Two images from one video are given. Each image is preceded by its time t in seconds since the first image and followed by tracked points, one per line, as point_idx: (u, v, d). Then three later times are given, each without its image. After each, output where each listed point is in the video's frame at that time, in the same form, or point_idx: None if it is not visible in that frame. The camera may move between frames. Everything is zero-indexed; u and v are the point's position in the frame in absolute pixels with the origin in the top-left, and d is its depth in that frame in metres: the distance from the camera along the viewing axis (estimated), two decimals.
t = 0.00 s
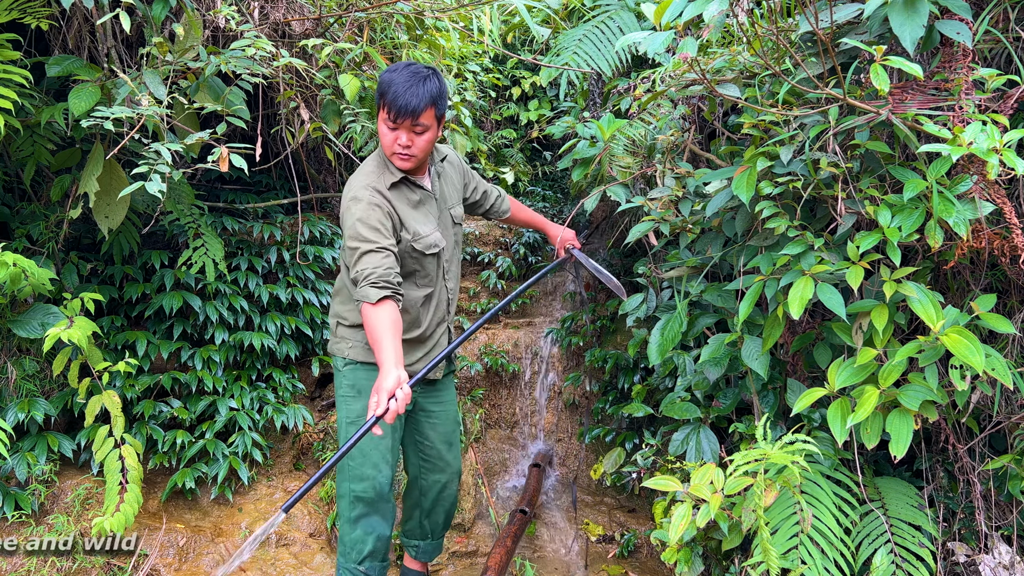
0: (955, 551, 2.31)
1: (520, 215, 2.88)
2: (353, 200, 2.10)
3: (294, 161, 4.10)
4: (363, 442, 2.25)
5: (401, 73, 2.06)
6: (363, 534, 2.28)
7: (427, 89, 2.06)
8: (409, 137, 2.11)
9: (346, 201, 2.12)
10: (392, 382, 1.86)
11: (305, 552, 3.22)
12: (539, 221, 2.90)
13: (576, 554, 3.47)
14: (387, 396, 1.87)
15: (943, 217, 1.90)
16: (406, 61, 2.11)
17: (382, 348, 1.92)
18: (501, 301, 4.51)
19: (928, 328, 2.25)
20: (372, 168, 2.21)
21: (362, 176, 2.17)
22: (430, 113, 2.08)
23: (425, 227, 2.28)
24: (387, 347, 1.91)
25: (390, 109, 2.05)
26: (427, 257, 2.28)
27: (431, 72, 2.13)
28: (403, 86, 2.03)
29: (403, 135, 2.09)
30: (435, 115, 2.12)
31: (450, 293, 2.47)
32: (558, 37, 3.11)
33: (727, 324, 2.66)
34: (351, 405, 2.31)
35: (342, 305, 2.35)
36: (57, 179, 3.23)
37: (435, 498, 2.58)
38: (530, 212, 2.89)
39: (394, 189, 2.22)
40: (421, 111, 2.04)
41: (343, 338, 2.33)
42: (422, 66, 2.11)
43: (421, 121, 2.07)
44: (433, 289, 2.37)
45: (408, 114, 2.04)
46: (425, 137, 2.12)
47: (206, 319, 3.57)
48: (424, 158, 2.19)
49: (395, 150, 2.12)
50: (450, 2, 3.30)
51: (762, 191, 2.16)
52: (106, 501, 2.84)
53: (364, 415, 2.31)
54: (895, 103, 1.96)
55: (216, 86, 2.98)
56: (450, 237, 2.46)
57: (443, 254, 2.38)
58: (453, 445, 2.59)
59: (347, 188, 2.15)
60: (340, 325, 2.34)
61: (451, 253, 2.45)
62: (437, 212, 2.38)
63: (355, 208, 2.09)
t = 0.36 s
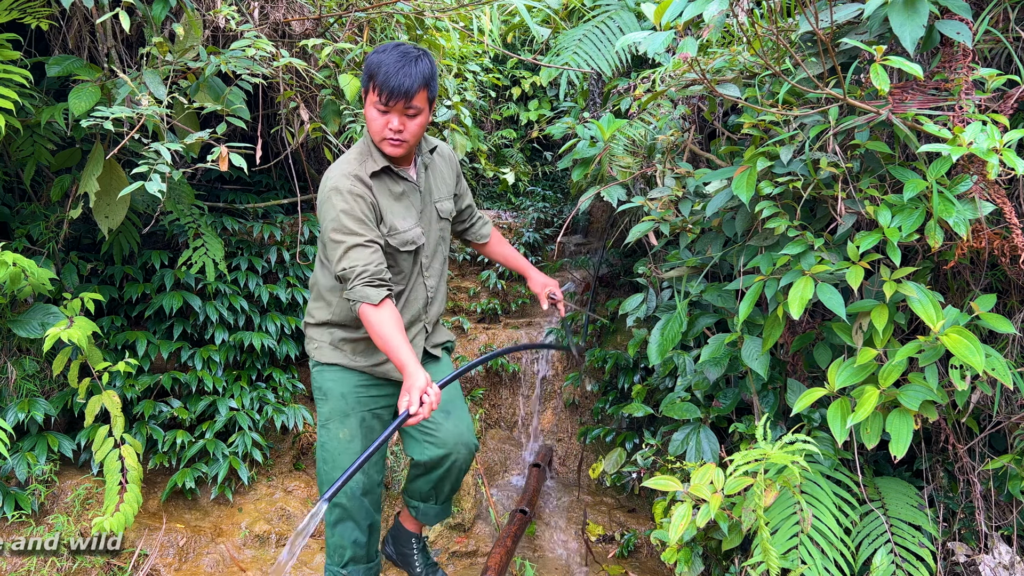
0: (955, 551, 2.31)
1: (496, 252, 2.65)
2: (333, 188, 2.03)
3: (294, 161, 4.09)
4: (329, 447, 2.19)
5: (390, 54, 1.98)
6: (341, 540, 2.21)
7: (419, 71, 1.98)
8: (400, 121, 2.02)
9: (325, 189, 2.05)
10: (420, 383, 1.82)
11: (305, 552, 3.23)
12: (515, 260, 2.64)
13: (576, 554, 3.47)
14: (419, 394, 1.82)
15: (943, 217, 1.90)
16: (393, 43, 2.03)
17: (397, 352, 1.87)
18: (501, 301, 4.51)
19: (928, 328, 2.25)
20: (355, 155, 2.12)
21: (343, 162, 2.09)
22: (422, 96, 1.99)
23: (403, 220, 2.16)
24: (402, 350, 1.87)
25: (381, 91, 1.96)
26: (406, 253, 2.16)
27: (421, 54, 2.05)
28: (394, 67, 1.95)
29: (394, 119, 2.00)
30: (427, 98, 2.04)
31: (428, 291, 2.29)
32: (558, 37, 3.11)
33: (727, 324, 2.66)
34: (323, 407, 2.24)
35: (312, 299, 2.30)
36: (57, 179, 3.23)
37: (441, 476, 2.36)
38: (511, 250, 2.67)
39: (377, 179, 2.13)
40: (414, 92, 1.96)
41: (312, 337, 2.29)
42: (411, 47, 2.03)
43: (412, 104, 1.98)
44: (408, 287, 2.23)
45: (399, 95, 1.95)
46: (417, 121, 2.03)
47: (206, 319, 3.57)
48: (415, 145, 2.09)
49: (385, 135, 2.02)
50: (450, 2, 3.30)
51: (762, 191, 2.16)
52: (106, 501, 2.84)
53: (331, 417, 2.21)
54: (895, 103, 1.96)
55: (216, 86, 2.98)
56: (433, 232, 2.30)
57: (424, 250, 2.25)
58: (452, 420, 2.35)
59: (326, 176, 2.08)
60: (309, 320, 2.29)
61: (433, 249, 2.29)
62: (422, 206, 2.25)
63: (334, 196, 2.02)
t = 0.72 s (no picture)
0: (955, 551, 2.31)
1: (471, 303, 2.39)
2: (322, 184, 1.98)
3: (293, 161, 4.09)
4: (306, 462, 2.07)
5: (400, 50, 1.90)
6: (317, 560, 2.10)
7: (430, 69, 1.90)
8: (410, 121, 1.93)
9: (316, 184, 2.01)
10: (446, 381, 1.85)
11: (305, 552, 3.24)
12: (484, 319, 2.35)
13: (576, 554, 3.47)
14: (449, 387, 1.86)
15: (943, 217, 1.90)
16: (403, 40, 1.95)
17: (413, 360, 1.86)
18: (501, 301, 4.51)
19: (928, 328, 2.25)
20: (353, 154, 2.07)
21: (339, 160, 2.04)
22: (434, 95, 1.91)
23: (393, 227, 2.06)
24: (417, 356, 1.86)
25: (392, 88, 1.87)
26: (393, 261, 2.06)
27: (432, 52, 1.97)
28: (405, 63, 1.87)
29: (405, 118, 1.91)
30: (438, 97, 1.95)
31: (417, 308, 2.13)
32: (558, 37, 3.11)
33: (727, 324, 2.66)
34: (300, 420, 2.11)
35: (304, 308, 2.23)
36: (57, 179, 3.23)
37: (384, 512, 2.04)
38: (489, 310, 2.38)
39: (372, 180, 2.05)
40: (426, 90, 1.88)
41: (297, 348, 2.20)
42: (421, 43, 1.95)
43: (423, 103, 1.90)
44: (394, 299, 2.09)
45: (411, 93, 1.87)
46: (427, 122, 1.95)
47: (206, 318, 3.57)
48: (424, 147, 2.00)
49: (393, 136, 1.93)
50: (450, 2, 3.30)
51: (762, 192, 2.16)
52: (106, 501, 2.85)
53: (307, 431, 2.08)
54: (895, 103, 1.96)
55: (216, 85, 2.97)
56: (429, 245, 2.15)
57: (416, 262, 2.12)
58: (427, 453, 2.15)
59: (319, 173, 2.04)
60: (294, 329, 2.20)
61: (426, 263, 2.14)
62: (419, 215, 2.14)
63: (323, 193, 1.98)
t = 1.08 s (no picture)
0: (955, 551, 2.31)
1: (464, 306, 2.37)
2: (322, 184, 1.95)
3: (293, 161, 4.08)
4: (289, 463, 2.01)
5: (429, 56, 1.86)
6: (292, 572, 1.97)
7: (461, 79, 1.87)
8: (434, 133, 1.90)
9: (315, 182, 1.98)
10: (446, 408, 1.90)
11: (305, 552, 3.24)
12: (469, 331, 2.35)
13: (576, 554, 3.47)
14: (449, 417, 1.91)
15: (944, 217, 1.90)
16: (429, 43, 1.90)
17: (413, 380, 1.91)
18: (501, 301, 4.50)
19: (928, 328, 2.25)
20: (359, 154, 2.03)
21: (344, 158, 2.01)
22: (462, 108, 1.89)
23: (392, 239, 2.04)
24: (417, 377, 1.91)
25: (419, 97, 1.84)
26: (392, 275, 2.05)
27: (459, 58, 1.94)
28: (436, 72, 1.83)
29: (428, 130, 1.88)
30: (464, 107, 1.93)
31: (415, 328, 2.12)
32: (558, 37, 3.11)
33: (727, 324, 2.66)
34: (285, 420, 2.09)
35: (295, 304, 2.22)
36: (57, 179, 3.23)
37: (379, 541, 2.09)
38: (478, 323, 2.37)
39: (376, 186, 2.02)
40: (457, 102, 1.85)
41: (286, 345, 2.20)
42: (450, 48, 1.91)
43: (451, 116, 1.87)
44: (390, 313, 2.09)
45: (441, 104, 1.84)
46: (450, 134, 1.93)
47: (206, 319, 3.57)
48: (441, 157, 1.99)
49: (414, 146, 1.90)
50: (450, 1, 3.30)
51: (763, 192, 2.16)
52: (106, 501, 2.84)
53: (291, 430, 2.05)
54: (895, 103, 1.96)
55: (216, 85, 2.97)
56: (431, 261, 2.14)
57: (416, 277, 2.11)
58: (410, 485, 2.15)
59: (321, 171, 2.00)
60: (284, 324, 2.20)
61: (427, 281, 2.13)
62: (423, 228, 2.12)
63: (322, 192, 1.94)
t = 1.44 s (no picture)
0: (955, 551, 2.31)
1: (457, 298, 2.42)
2: (334, 181, 1.83)
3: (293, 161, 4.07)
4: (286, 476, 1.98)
5: (460, 53, 1.80)
6: None
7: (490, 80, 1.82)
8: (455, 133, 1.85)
9: (323, 176, 1.84)
10: (468, 389, 1.96)
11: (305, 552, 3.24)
12: (466, 322, 2.38)
13: (576, 554, 3.48)
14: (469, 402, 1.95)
15: (944, 217, 1.90)
16: (457, 39, 1.85)
17: (432, 367, 1.94)
18: (501, 301, 4.50)
19: (928, 328, 2.25)
20: (367, 147, 1.93)
21: (352, 153, 1.89)
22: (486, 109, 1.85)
23: (401, 239, 1.99)
24: (435, 364, 1.95)
25: (449, 96, 1.77)
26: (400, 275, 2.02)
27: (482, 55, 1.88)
28: (467, 71, 1.78)
29: (450, 130, 1.83)
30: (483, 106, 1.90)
31: (419, 326, 2.13)
32: (558, 37, 3.10)
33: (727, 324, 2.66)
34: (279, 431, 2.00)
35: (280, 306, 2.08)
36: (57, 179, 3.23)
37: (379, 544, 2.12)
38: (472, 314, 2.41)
39: (386, 182, 1.94)
40: (485, 105, 1.81)
41: (274, 350, 2.06)
42: (477, 45, 1.85)
43: (475, 118, 1.83)
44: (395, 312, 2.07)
45: (471, 106, 1.79)
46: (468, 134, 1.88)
47: (206, 319, 3.57)
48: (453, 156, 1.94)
49: (433, 144, 1.84)
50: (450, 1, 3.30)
51: (762, 192, 2.15)
52: (106, 501, 2.84)
53: (288, 442, 1.98)
54: (895, 103, 1.96)
55: (216, 85, 2.97)
56: (435, 258, 2.14)
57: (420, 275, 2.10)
58: (404, 486, 2.17)
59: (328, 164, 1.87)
60: (269, 328, 2.06)
61: (431, 279, 2.13)
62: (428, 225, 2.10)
63: (332, 190, 1.82)
